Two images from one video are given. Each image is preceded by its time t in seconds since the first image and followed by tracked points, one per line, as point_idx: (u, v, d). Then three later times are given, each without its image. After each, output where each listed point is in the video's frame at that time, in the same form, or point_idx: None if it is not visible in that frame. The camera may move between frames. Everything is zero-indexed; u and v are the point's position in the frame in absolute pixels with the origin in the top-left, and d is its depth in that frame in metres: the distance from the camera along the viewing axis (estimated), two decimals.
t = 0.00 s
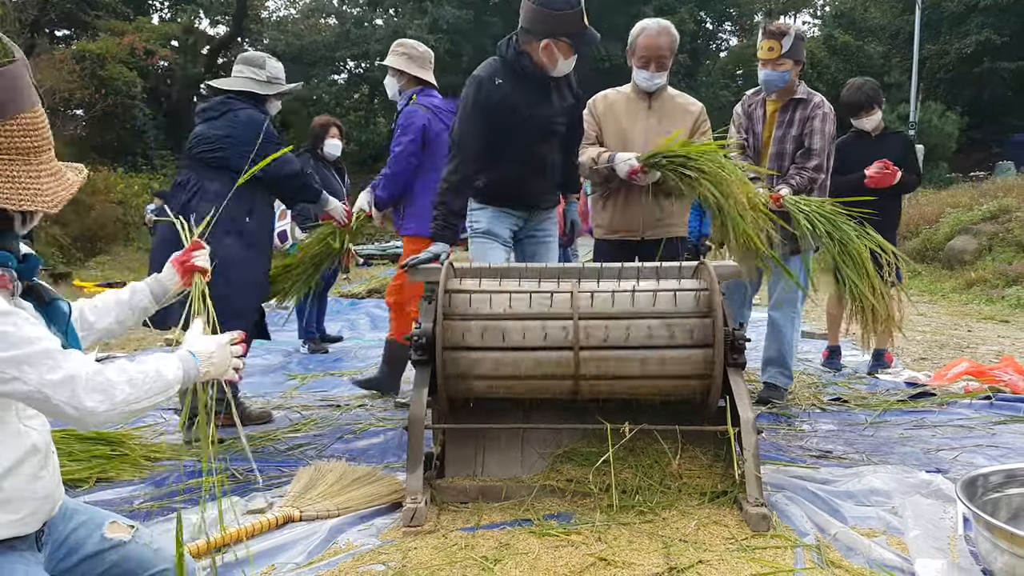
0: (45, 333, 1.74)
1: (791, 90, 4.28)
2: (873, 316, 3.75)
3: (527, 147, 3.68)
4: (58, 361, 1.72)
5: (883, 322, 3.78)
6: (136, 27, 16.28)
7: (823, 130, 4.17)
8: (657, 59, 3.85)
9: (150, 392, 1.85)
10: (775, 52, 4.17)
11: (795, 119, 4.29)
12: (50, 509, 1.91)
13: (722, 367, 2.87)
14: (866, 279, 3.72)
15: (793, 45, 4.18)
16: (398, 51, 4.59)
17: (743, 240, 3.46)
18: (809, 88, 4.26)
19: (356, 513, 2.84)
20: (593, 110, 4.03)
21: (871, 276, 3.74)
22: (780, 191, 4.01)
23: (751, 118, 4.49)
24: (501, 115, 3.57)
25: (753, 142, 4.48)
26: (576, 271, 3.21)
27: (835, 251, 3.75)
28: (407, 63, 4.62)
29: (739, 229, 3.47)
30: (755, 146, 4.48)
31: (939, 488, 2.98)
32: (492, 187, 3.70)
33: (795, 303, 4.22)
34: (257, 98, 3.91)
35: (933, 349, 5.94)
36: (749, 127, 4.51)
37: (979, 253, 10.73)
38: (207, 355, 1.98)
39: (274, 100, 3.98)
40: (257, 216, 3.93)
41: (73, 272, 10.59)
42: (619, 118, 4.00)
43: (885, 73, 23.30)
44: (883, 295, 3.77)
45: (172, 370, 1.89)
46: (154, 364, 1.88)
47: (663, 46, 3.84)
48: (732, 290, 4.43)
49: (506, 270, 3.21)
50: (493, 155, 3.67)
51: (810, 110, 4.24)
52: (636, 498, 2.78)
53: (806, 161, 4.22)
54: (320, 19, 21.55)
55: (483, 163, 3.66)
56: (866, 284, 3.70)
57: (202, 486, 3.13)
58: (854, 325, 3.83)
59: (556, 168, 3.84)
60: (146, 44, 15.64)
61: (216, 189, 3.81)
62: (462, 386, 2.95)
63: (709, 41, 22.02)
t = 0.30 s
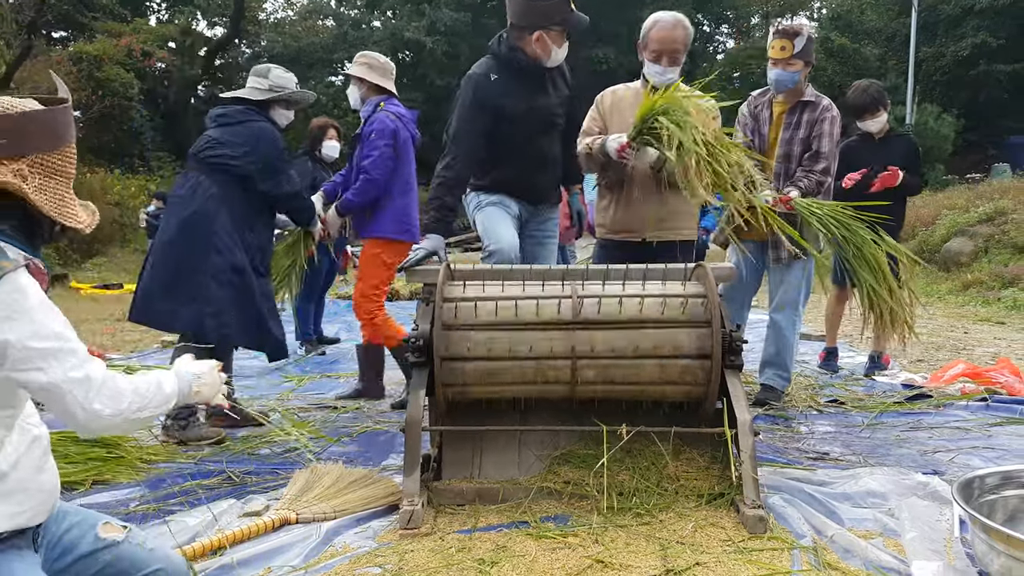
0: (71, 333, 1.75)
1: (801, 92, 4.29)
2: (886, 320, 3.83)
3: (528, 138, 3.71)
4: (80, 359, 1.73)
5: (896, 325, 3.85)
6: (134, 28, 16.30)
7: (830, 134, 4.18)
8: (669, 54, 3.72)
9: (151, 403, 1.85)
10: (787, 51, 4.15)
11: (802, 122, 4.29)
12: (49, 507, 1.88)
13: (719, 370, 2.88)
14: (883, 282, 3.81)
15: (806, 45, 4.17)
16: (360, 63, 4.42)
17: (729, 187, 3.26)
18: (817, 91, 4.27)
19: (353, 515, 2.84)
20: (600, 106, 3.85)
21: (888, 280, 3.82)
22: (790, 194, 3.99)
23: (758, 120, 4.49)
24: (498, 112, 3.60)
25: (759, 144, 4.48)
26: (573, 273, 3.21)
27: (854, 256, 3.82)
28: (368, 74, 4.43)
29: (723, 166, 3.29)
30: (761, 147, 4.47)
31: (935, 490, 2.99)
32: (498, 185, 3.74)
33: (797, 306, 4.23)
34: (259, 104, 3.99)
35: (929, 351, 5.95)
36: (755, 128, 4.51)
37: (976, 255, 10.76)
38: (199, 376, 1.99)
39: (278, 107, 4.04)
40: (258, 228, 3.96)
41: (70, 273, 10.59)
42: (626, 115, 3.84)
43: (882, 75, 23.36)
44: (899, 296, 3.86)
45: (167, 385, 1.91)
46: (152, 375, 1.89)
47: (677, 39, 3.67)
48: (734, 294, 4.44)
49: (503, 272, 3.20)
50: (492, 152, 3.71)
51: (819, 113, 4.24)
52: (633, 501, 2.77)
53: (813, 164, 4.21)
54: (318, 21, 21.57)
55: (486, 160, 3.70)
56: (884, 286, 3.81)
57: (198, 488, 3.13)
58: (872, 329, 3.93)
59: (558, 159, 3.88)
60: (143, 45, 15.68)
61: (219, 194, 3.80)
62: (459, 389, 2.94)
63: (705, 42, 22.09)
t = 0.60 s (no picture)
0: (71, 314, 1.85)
1: (804, 94, 4.28)
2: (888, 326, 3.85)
3: (531, 129, 3.69)
4: (72, 332, 1.81)
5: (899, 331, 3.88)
6: (134, 27, 16.33)
7: (833, 138, 4.20)
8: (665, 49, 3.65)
9: (126, 393, 1.86)
10: (794, 52, 4.17)
11: (805, 124, 4.29)
12: (55, 490, 1.95)
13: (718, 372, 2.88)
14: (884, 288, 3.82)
15: (812, 47, 4.18)
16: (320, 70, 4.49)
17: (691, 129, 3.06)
18: (822, 93, 4.27)
19: (352, 514, 2.84)
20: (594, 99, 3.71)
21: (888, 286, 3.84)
22: (790, 198, 4.04)
23: (760, 121, 4.47)
24: (502, 105, 3.60)
25: (761, 146, 4.48)
26: (573, 273, 3.21)
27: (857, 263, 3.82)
28: (329, 80, 4.53)
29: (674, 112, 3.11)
30: (763, 150, 4.47)
31: (934, 493, 2.99)
32: (504, 183, 3.72)
33: (797, 308, 4.24)
34: (240, 99, 3.94)
35: (928, 354, 5.95)
36: (757, 129, 4.49)
37: (976, 257, 10.77)
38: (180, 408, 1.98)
39: (262, 97, 3.98)
40: (235, 229, 3.87)
41: (68, 272, 10.58)
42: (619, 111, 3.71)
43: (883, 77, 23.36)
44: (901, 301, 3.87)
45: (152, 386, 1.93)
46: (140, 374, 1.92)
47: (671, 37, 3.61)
48: (736, 298, 4.43)
49: (503, 274, 3.21)
50: (496, 149, 3.69)
51: (822, 116, 4.24)
52: (630, 502, 2.77)
53: (815, 167, 4.23)
54: (317, 21, 21.58)
55: (490, 160, 3.68)
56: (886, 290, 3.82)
57: (197, 487, 3.13)
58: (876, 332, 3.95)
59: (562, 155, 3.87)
60: (144, 44, 15.69)
61: (195, 197, 3.76)
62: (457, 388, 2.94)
63: (705, 44, 22.14)
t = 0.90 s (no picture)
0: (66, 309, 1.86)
1: (808, 95, 4.27)
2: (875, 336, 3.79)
3: (532, 131, 3.69)
4: (55, 312, 1.80)
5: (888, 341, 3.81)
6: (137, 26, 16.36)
7: (836, 139, 4.19)
8: (665, 48, 3.57)
9: (100, 379, 1.82)
10: (798, 52, 4.17)
11: (807, 126, 4.29)
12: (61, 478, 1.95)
13: (719, 373, 2.88)
14: (873, 298, 3.78)
15: (817, 48, 4.18)
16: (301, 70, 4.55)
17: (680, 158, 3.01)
18: (825, 95, 4.27)
19: (352, 514, 2.84)
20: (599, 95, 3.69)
21: (879, 296, 3.79)
22: (791, 199, 4.04)
23: (763, 122, 4.46)
24: (503, 106, 3.60)
25: (764, 147, 4.47)
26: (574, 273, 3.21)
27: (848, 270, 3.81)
28: (309, 81, 4.57)
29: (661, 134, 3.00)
30: (765, 151, 4.47)
31: (934, 496, 2.99)
32: (503, 184, 3.73)
33: (797, 311, 4.23)
34: (207, 87, 3.81)
35: (930, 356, 5.95)
36: (760, 130, 4.49)
37: (977, 260, 10.77)
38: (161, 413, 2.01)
39: (227, 85, 3.78)
40: (183, 224, 3.64)
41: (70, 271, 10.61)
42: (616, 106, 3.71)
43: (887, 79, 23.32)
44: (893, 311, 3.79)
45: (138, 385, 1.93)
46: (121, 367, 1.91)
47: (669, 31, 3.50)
48: (737, 299, 4.43)
49: (505, 274, 3.21)
50: (496, 150, 3.69)
51: (825, 118, 4.24)
52: (630, 503, 2.77)
53: (817, 168, 4.22)
54: (320, 21, 21.62)
55: (490, 160, 3.68)
56: (875, 297, 3.78)
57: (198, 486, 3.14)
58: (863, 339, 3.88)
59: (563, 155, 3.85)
60: (147, 43, 15.73)
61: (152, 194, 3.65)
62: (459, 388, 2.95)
63: (708, 46, 22.16)
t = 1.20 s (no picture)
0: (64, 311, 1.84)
1: (813, 92, 4.28)
2: (877, 332, 3.70)
3: (536, 124, 3.69)
4: (39, 314, 1.74)
5: (889, 338, 3.73)
6: (140, 22, 16.43)
7: (840, 137, 4.19)
8: (677, 41, 3.48)
9: (77, 387, 1.72)
10: (805, 49, 4.16)
11: (811, 122, 4.29)
12: (61, 477, 1.96)
13: (722, 371, 2.88)
14: (875, 292, 3.72)
15: (823, 44, 4.18)
16: (290, 57, 4.48)
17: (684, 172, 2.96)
18: (830, 93, 4.26)
19: (354, 509, 2.84)
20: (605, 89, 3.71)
21: (881, 291, 3.72)
22: (794, 196, 4.05)
23: (768, 119, 4.46)
24: (509, 97, 3.58)
25: (768, 143, 4.45)
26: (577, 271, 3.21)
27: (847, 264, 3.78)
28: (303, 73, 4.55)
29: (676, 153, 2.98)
30: (770, 147, 4.45)
31: (936, 494, 2.99)
32: (507, 180, 3.73)
33: (800, 308, 4.23)
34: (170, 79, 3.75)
35: (933, 355, 5.94)
36: (765, 127, 4.48)
37: (981, 259, 10.75)
38: (141, 430, 1.83)
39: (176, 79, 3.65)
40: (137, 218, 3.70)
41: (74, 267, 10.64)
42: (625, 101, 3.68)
43: (891, 77, 23.27)
44: (893, 307, 3.71)
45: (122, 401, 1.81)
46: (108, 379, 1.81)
47: (682, 24, 3.44)
48: (740, 297, 4.44)
49: (507, 270, 3.21)
50: (500, 144, 3.68)
51: (830, 115, 4.24)
52: (632, 501, 2.77)
53: (821, 166, 4.22)
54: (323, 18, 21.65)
55: (494, 155, 3.68)
56: (875, 294, 3.71)
57: (200, 480, 3.14)
58: (862, 337, 3.82)
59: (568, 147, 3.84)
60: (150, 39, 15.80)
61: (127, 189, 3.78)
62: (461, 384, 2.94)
63: (712, 43, 22.16)
